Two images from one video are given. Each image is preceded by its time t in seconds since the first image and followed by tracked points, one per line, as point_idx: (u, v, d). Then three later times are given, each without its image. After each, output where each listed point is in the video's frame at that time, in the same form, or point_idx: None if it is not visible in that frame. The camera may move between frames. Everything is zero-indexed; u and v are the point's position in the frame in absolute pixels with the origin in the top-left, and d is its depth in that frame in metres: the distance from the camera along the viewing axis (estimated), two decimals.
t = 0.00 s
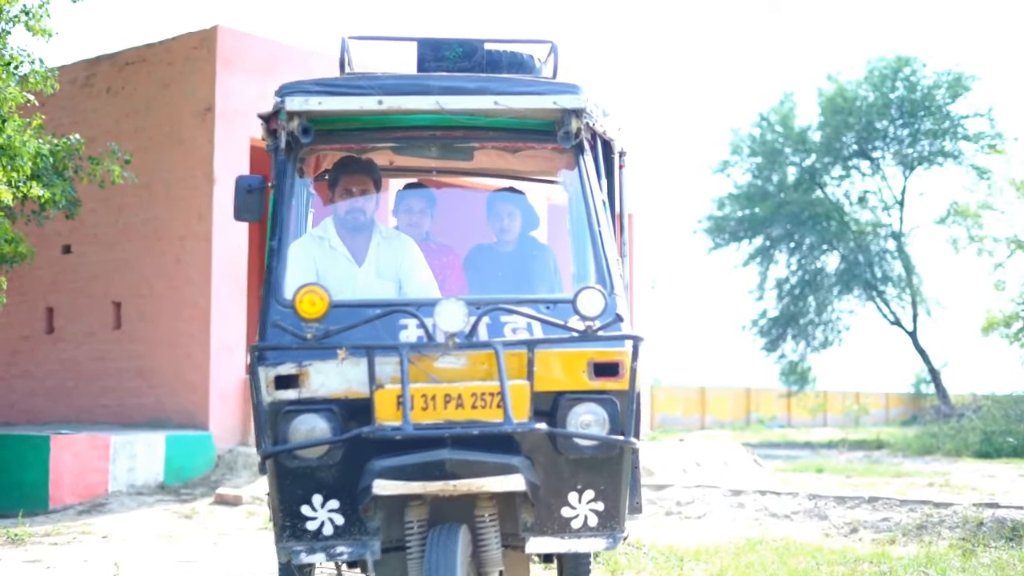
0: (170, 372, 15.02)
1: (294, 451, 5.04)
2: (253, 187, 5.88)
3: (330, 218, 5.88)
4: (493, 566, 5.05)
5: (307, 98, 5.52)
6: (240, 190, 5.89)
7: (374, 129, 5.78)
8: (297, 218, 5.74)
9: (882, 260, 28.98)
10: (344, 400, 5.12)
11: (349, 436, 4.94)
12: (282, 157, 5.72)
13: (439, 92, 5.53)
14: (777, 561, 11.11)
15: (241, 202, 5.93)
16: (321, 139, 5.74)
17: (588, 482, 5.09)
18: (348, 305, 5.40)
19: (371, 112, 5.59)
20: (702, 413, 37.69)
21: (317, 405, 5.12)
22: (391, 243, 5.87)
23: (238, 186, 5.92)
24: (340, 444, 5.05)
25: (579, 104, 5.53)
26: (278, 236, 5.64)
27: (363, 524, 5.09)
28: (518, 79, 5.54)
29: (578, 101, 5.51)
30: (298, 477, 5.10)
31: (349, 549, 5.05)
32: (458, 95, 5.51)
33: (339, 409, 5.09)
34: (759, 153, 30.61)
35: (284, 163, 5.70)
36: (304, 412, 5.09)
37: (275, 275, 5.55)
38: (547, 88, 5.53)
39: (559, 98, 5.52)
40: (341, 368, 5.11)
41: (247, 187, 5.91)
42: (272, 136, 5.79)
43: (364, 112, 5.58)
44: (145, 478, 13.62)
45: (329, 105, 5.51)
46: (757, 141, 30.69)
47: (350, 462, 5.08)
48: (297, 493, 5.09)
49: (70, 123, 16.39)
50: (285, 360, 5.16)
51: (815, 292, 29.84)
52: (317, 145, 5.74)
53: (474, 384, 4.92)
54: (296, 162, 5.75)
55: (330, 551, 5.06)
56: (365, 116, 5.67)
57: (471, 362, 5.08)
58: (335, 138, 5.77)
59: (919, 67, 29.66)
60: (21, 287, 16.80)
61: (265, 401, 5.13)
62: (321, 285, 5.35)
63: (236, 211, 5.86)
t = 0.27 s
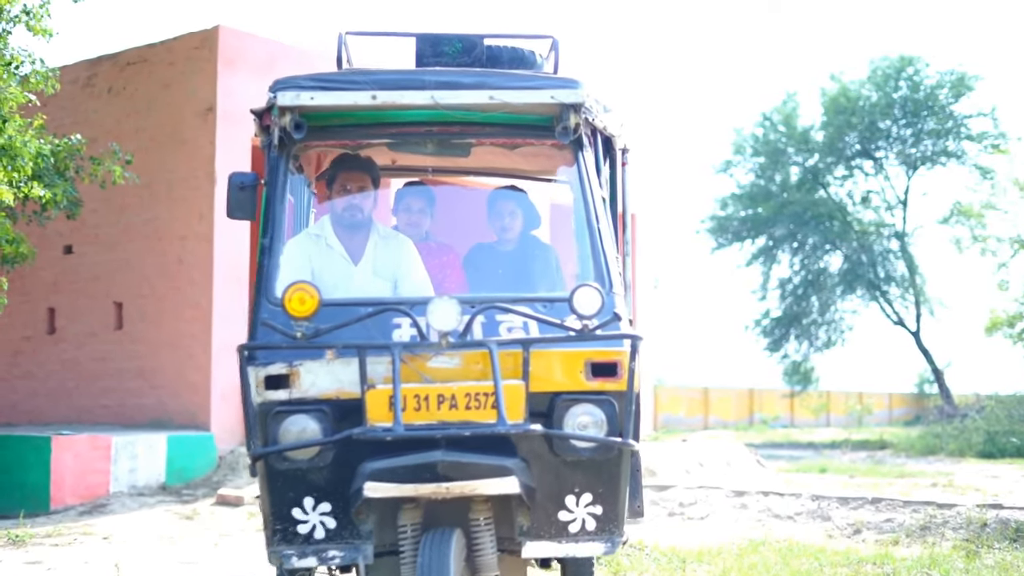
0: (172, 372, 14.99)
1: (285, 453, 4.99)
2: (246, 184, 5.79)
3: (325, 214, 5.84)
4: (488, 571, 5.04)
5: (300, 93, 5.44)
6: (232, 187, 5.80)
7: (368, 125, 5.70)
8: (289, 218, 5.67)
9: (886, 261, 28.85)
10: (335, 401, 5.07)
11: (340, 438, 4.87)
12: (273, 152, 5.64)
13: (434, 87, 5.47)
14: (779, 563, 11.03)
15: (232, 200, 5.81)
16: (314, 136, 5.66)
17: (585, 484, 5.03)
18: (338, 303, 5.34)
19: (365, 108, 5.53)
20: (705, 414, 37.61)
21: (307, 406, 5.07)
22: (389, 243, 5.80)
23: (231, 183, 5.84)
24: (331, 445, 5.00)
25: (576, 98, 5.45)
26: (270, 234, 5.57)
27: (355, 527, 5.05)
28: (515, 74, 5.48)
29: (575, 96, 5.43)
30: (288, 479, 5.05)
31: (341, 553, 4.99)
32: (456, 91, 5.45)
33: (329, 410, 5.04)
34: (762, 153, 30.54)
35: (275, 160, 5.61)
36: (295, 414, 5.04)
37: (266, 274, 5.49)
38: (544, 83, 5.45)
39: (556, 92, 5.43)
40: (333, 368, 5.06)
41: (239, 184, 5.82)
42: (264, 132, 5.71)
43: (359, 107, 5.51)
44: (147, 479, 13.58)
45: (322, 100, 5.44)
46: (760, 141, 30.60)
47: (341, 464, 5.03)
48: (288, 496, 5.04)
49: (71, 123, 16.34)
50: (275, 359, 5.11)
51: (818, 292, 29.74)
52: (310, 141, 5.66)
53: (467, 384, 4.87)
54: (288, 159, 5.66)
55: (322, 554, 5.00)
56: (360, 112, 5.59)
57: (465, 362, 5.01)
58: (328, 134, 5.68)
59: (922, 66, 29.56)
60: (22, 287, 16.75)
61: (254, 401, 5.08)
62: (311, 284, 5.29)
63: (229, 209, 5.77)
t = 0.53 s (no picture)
0: (173, 373, 14.96)
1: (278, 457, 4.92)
2: (240, 181, 5.75)
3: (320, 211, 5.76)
4: None
5: (294, 89, 5.34)
6: (227, 184, 5.78)
7: (364, 122, 5.61)
8: (282, 218, 5.54)
9: (888, 260, 28.80)
10: (329, 403, 4.99)
11: (333, 441, 4.79)
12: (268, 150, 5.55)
13: (433, 82, 5.32)
14: (782, 563, 10.99)
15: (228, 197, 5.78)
16: (309, 133, 5.57)
17: (585, 490, 4.97)
18: (333, 304, 5.26)
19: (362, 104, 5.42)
20: (707, 414, 37.57)
21: (300, 408, 4.99)
22: (387, 242, 5.72)
23: (226, 180, 5.81)
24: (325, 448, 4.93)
25: (577, 94, 5.33)
26: (263, 232, 5.45)
27: (349, 534, 4.96)
28: (516, 69, 5.34)
29: (576, 91, 5.32)
30: (281, 483, 4.98)
31: (335, 559, 4.92)
32: (453, 87, 5.31)
33: (323, 413, 4.96)
34: (765, 153, 30.49)
35: (270, 157, 5.53)
36: (287, 416, 4.97)
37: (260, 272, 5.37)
38: (545, 78, 5.33)
39: (557, 88, 5.32)
40: (326, 370, 4.98)
41: (234, 181, 5.79)
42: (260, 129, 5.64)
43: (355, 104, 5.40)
44: (148, 480, 13.56)
45: (316, 95, 5.34)
46: (763, 140, 30.55)
47: (335, 467, 4.97)
48: (281, 501, 4.97)
49: (72, 123, 16.30)
50: (268, 360, 5.03)
51: (821, 292, 29.70)
52: (306, 137, 5.57)
53: (463, 386, 4.81)
54: (284, 155, 5.57)
55: (315, 561, 4.93)
56: (356, 108, 5.50)
57: (462, 365, 4.93)
58: (324, 132, 5.59)
59: (926, 66, 29.48)
60: (24, 287, 16.71)
61: (246, 403, 5.00)
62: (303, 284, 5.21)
63: (223, 207, 5.72)
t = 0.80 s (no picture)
0: (175, 373, 14.91)
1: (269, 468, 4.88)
2: (232, 181, 5.63)
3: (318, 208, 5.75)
4: None
5: (287, 88, 5.29)
6: (218, 185, 5.66)
7: (359, 121, 5.51)
8: (273, 217, 5.48)
9: (892, 261, 28.73)
10: (320, 413, 4.94)
11: (325, 453, 4.76)
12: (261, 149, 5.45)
13: (429, 81, 5.26)
14: (785, 566, 10.90)
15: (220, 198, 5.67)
16: (303, 131, 5.48)
17: (584, 503, 4.90)
18: (326, 310, 5.16)
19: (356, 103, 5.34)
20: (710, 414, 37.47)
21: (291, 418, 4.95)
22: (382, 241, 5.64)
23: (217, 181, 5.68)
24: (317, 461, 4.89)
25: (578, 92, 5.25)
26: (255, 234, 5.38)
27: (341, 546, 4.95)
28: (515, 68, 5.29)
29: (576, 89, 5.24)
30: (272, 495, 4.94)
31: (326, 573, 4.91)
32: (449, 84, 5.25)
33: (314, 424, 4.92)
34: (768, 152, 30.42)
35: (263, 157, 5.44)
36: (278, 427, 4.93)
37: (251, 276, 5.29)
38: (545, 77, 5.28)
39: (557, 87, 5.26)
40: (318, 378, 4.93)
41: (226, 182, 5.66)
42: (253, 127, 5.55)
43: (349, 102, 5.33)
44: (149, 481, 13.51)
45: (308, 94, 5.28)
46: (766, 140, 30.46)
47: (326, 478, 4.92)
48: (272, 513, 4.94)
49: (73, 123, 16.24)
50: (258, 369, 4.97)
51: (824, 292, 29.61)
52: (301, 135, 5.48)
53: (458, 397, 4.77)
54: (276, 155, 5.48)
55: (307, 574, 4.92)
56: (348, 108, 5.41)
57: (458, 374, 4.87)
58: (318, 131, 5.50)
59: (929, 65, 29.35)
60: (25, 287, 16.66)
61: (236, 413, 4.96)
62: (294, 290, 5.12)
63: (215, 208, 5.62)
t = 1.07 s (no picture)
0: (176, 374, 14.87)
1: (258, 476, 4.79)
2: (226, 181, 5.60)
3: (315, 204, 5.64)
4: None
5: (279, 86, 5.17)
6: (212, 184, 5.61)
7: (356, 119, 5.38)
8: (265, 221, 5.39)
9: (895, 260, 28.62)
10: (311, 420, 4.86)
11: (316, 461, 4.69)
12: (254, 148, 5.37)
13: (426, 78, 5.15)
14: (788, 568, 10.83)
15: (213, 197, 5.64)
16: (298, 129, 5.37)
17: (584, 512, 4.83)
18: (318, 315, 5.11)
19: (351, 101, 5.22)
20: (713, 414, 37.38)
21: (282, 425, 4.86)
22: (377, 243, 5.56)
23: (210, 179, 5.63)
24: (308, 469, 4.81)
25: (578, 90, 5.12)
26: (247, 237, 5.31)
27: (334, 556, 4.90)
28: (515, 64, 5.17)
29: (576, 87, 5.11)
30: (263, 503, 4.87)
31: None
32: (447, 81, 5.13)
33: (305, 431, 4.84)
34: (771, 152, 30.35)
35: (256, 155, 5.37)
36: (269, 434, 4.84)
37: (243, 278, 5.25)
38: (546, 73, 5.15)
39: (556, 84, 5.13)
40: (310, 384, 4.86)
41: (218, 180, 5.62)
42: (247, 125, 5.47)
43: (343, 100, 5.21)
44: (151, 482, 13.47)
45: (302, 91, 5.15)
46: (769, 139, 30.40)
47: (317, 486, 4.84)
48: (263, 521, 4.88)
49: (75, 123, 16.19)
50: (249, 375, 4.90)
51: (827, 292, 29.52)
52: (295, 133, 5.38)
53: (453, 404, 4.66)
54: (269, 153, 5.40)
55: None
56: (343, 104, 5.28)
57: (453, 380, 4.78)
58: (312, 130, 5.39)
59: (932, 64, 29.20)
60: (26, 287, 16.61)
61: (225, 420, 4.87)
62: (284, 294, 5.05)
63: (209, 208, 5.59)
